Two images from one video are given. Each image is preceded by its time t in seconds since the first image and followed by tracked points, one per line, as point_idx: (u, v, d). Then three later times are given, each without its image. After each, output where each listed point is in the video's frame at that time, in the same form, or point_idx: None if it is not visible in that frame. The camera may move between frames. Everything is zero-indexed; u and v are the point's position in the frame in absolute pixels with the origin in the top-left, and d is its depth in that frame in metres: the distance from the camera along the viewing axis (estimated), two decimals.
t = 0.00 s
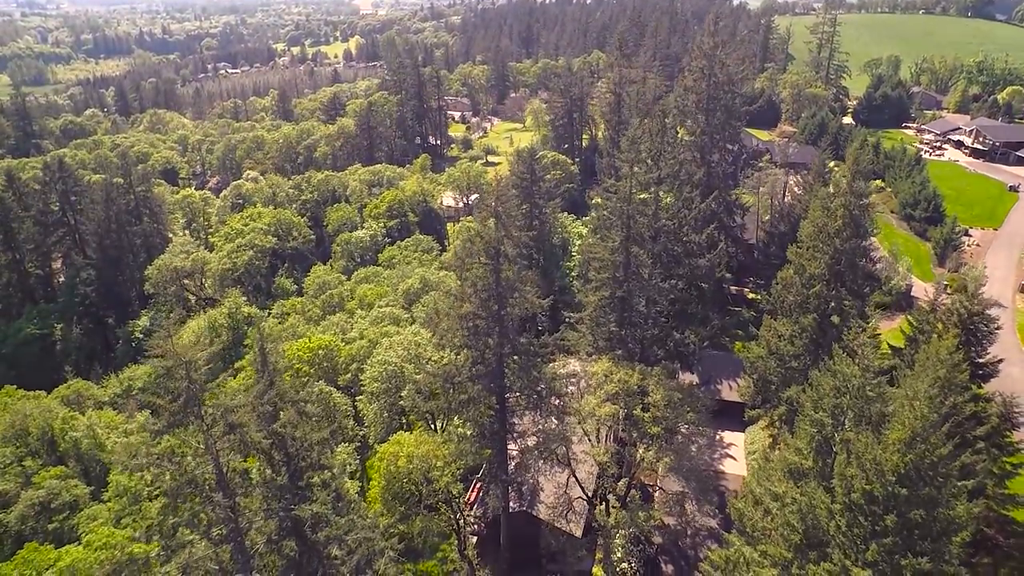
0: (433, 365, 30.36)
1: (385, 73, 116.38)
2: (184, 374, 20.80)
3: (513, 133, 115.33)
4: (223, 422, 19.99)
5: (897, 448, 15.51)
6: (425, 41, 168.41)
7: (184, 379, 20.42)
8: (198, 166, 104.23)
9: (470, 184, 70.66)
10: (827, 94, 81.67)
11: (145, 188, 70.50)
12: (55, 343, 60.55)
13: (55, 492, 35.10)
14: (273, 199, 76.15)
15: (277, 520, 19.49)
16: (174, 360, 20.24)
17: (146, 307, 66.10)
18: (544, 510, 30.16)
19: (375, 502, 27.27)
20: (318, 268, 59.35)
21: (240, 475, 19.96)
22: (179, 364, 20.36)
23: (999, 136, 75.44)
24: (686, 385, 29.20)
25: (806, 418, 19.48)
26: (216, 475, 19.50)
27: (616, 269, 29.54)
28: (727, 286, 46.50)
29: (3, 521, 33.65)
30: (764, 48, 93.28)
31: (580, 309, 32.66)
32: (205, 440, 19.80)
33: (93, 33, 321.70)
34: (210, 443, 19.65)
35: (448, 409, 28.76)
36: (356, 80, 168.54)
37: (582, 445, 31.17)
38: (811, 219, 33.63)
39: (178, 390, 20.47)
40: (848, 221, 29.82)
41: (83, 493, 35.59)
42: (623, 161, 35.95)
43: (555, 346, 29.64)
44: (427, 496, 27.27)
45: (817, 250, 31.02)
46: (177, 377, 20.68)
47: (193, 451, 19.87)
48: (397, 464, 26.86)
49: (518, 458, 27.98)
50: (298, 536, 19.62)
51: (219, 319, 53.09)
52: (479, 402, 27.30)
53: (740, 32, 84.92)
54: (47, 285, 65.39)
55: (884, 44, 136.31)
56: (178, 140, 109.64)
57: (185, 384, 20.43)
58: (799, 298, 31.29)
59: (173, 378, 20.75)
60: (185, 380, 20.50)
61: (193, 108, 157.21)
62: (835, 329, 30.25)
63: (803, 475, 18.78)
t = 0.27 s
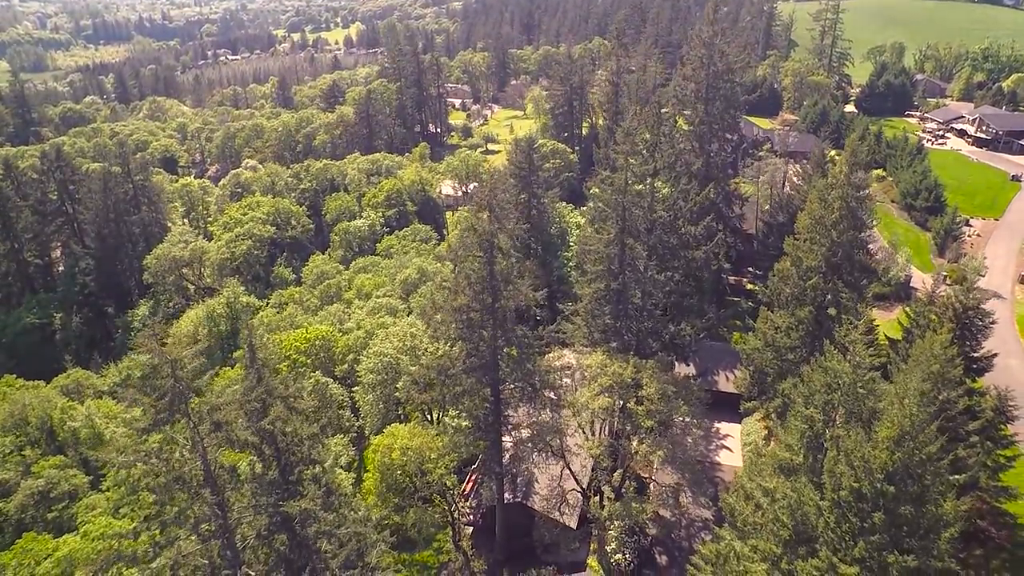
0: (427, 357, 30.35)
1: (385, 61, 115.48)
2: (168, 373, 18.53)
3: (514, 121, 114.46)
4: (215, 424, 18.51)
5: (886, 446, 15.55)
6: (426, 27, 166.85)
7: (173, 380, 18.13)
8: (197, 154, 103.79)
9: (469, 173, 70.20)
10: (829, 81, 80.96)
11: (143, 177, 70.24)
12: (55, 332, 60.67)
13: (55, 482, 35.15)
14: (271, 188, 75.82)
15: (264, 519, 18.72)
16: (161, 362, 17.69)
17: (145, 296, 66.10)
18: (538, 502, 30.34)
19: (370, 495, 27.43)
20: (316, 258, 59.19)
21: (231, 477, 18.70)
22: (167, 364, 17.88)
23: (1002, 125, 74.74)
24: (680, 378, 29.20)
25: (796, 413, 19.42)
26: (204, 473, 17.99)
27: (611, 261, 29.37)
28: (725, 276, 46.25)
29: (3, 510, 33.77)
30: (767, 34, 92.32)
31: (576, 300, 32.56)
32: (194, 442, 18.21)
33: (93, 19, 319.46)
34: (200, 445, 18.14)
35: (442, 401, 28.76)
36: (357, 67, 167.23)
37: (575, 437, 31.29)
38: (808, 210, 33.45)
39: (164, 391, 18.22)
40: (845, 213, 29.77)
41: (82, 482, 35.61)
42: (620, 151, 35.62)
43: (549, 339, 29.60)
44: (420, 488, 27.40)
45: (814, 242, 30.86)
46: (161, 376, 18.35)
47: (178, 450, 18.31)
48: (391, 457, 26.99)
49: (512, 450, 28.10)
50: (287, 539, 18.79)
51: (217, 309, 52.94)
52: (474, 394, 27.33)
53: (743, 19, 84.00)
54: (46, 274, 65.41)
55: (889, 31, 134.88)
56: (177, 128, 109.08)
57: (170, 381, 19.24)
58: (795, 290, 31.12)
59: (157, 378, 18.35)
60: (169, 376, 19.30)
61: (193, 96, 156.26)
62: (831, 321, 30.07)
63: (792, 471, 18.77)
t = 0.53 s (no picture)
0: (421, 349, 30.28)
1: (384, 48, 114.58)
2: (153, 368, 17.24)
3: (514, 109, 113.62)
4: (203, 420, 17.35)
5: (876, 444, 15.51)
6: (426, 13, 165.33)
7: (158, 375, 16.87)
8: (196, 142, 103.28)
9: (468, 162, 69.72)
10: (832, 69, 80.23)
11: (141, 166, 69.95)
12: (53, 322, 60.64)
13: (53, 471, 34.95)
14: (270, 177, 75.46)
15: (255, 515, 17.60)
16: (146, 356, 16.40)
17: (144, 285, 65.96)
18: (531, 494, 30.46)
19: (364, 487, 27.57)
20: (314, 247, 58.97)
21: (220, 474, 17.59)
22: (152, 358, 16.59)
23: (1006, 114, 74.03)
24: (674, 371, 29.17)
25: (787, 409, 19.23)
26: (194, 470, 17.03)
27: (606, 253, 29.28)
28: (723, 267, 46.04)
29: (3, 499, 33.75)
30: (769, 21, 91.38)
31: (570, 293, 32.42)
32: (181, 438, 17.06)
33: (92, 5, 317.03)
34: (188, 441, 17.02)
35: (435, 394, 28.72)
36: (357, 54, 165.95)
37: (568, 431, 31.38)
38: (805, 202, 33.30)
39: (147, 386, 16.90)
40: (842, 206, 30.02)
41: (80, 471, 35.40)
42: (617, 142, 35.34)
43: (543, 332, 29.59)
44: (413, 481, 27.50)
45: (810, 234, 30.74)
46: (144, 372, 17.01)
47: (164, 447, 17.18)
48: (386, 451, 27.14)
49: (506, 444, 28.20)
50: (279, 536, 17.61)
51: (215, 299, 52.68)
52: (468, 387, 27.28)
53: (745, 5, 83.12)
54: (45, 264, 65.31)
55: (894, 17, 133.47)
56: (176, 116, 108.47)
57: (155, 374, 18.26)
58: (791, 282, 30.92)
59: (139, 374, 17.05)
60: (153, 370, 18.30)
61: (193, 83, 155.25)
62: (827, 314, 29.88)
63: (780, 465, 18.73)
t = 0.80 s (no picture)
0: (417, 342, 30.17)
1: (383, 35, 113.70)
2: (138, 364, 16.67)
3: (514, 97, 112.86)
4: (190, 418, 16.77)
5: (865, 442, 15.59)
6: None
7: (142, 373, 16.22)
8: (195, 130, 102.80)
9: (466, 151, 69.34)
10: (834, 57, 79.50)
11: (139, 154, 69.69)
12: (53, 311, 60.66)
13: (52, 461, 34.84)
14: (269, 165, 75.14)
15: (247, 510, 17.28)
16: (128, 353, 15.70)
17: (143, 275, 65.87)
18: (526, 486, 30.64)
19: (360, 479, 27.77)
20: (312, 237, 58.81)
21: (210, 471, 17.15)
22: (135, 355, 15.93)
23: (1009, 102, 73.34)
24: (669, 364, 29.13)
25: (778, 404, 19.20)
26: (183, 468, 16.48)
27: (601, 246, 29.17)
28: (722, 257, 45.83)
29: (4, 488, 33.82)
30: (772, 8, 90.45)
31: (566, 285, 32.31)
32: (167, 436, 16.49)
33: None
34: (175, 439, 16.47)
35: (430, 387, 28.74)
36: (357, 41, 164.77)
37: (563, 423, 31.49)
38: (803, 194, 33.08)
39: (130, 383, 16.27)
40: (839, 198, 29.82)
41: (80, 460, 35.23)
42: (615, 132, 35.04)
43: (538, 324, 29.54)
44: (409, 473, 27.61)
45: (807, 226, 30.57)
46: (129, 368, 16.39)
47: (152, 445, 16.60)
48: (381, 444, 27.33)
49: (501, 436, 28.34)
50: (273, 530, 17.47)
51: (213, 289, 52.52)
52: (463, 379, 27.23)
53: None
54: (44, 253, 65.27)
55: (898, 4, 132.15)
56: (175, 104, 107.86)
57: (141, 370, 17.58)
58: (788, 275, 30.78)
59: (121, 371, 16.42)
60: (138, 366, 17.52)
61: (192, 70, 154.28)
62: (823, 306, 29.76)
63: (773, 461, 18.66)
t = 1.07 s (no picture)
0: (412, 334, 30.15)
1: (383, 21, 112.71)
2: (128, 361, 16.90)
3: (516, 85, 112.04)
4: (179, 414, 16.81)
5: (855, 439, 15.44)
6: None
7: (129, 371, 16.23)
8: (195, 118, 102.26)
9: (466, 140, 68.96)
10: (838, 44, 78.72)
11: (138, 143, 69.41)
12: (53, 300, 60.69)
13: (52, 449, 34.53)
14: (268, 154, 74.79)
15: (237, 505, 17.26)
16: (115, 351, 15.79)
17: (142, 264, 65.78)
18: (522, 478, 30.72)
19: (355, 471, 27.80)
20: (311, 226, 58.64)
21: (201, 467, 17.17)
22: (122, 353, 15.99)
23: (1014, 91, 72.63)
24: (665, 356, 29.08)
25: (770, 401, 19.31)
26: (173, 462, 16.72)
27: (596, 238, 29.07)
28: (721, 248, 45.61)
29: (4, 478, 33.94)
30: None
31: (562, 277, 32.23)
32: (157, 433, 16.53)
33: None
34: (165, 435, 16.51)
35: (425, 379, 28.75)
36: (358, 27, 163.42)
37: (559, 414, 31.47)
38: (801, 186, 32.86)
39: (118, 381, 16.31)
40: (837, 190, 29.61)
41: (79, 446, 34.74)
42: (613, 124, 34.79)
43: (534, 316, 29.49)
44: (404, 465, 27.68)
45: (804, 219, 30.39)
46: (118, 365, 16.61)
47: (142, 440, 16.84)
48: (376, 436, 27.32)
49: (495, 428, 28.34)
50: (265, 524, 17.49)
51: (212, 278, 52.35)
52: (458, 372, 27.25)
53: None
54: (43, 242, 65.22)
55: None
56: (174, 91, 107.23)
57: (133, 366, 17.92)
58: (785, 267, 30.63)
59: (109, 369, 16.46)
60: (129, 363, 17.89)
61: (192, 57, 153.23)
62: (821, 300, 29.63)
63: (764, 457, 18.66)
